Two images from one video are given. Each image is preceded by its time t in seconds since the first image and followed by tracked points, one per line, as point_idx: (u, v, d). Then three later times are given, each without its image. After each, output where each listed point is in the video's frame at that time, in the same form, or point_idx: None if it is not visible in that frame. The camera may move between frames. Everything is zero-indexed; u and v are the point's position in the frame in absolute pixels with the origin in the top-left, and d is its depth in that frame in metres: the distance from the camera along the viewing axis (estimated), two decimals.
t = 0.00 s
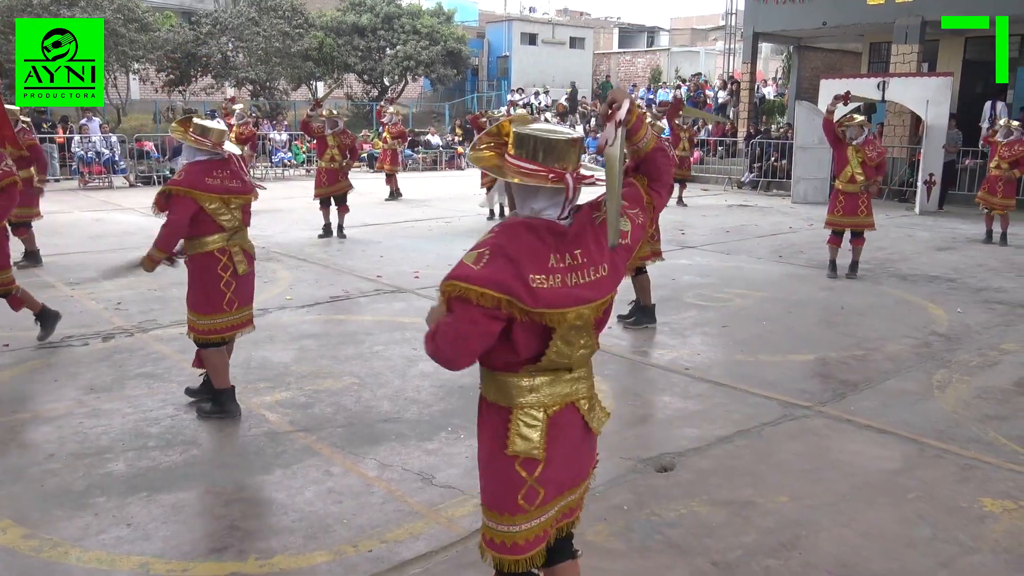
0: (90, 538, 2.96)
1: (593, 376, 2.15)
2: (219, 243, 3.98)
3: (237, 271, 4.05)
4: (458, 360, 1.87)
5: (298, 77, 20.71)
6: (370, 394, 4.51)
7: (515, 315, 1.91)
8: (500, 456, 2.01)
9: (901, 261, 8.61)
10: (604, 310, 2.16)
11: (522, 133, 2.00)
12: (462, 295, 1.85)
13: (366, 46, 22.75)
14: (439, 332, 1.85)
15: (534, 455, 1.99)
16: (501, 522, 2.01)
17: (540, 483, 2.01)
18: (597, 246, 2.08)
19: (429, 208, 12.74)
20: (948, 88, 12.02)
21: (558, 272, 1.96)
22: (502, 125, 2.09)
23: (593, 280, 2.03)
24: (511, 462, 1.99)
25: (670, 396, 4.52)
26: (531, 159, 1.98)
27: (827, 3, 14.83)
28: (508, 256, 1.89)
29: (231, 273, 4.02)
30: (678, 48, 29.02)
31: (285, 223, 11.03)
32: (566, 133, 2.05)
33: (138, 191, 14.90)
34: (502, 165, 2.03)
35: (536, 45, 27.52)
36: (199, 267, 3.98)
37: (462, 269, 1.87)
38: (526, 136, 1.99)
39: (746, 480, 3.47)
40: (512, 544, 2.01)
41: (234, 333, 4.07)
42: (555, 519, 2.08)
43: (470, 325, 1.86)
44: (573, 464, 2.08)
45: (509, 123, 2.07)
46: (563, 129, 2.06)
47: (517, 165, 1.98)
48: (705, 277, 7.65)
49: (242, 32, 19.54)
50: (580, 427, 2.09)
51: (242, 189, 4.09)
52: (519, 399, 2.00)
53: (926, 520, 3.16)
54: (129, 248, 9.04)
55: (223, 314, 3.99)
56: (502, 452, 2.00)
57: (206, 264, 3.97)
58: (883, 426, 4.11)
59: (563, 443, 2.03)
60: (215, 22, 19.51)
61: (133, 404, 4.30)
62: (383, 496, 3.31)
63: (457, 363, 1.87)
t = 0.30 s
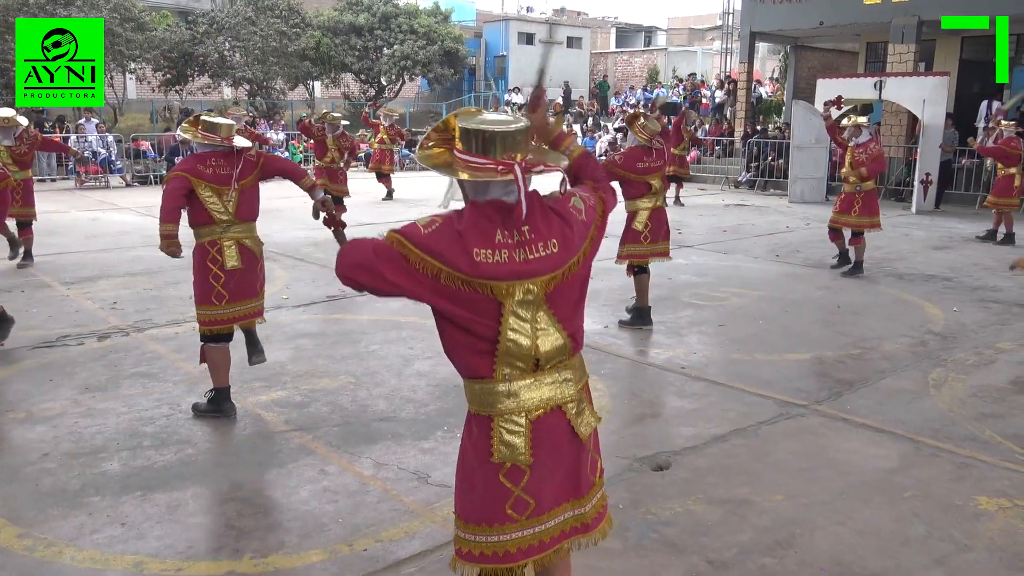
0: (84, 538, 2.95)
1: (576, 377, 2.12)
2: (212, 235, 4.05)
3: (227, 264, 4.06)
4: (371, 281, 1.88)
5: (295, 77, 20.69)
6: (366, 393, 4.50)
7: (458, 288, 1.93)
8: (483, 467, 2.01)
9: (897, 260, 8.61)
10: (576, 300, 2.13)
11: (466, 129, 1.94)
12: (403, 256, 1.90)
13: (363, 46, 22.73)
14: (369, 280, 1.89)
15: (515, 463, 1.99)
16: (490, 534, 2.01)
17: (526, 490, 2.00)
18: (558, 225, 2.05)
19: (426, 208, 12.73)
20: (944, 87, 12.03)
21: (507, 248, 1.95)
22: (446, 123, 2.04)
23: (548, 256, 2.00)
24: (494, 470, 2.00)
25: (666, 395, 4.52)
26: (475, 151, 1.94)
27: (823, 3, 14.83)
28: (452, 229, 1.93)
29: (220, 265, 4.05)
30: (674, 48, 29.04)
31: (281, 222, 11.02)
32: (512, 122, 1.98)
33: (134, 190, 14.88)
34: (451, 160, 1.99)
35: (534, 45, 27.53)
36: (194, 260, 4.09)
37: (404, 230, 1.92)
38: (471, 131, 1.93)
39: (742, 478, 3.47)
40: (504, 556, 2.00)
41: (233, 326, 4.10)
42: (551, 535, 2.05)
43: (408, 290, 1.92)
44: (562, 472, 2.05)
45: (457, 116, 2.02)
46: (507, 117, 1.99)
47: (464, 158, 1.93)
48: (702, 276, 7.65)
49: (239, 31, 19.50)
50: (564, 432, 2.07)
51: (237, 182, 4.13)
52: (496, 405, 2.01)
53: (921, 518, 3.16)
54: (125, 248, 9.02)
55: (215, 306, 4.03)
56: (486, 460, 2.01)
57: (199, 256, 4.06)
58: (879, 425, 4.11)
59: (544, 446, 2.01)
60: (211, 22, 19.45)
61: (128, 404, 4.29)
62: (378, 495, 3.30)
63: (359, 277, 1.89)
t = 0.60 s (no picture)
0: (80, 537, 2.95)
1: (576, 397, 2.12)
2: (247, 243, 4.09)
3: (265, 271, 4.11)
4: (377, 337, 2.02)
5: (293, 76, 20.68)
6: (363, 392, 4.51)
7: (454, 297, 1.96)
8: (486, 489, 1.95)
9: (894, 260, 8.62)
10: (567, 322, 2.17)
11: (426, 173, 2.06)
12: (402, 290, 2.00)
13: (361, 46, 22.73)
14: (371, 317, 2.02)
15: (519, 479, 1.94)
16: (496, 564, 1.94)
17: (529, 514, 1.94)
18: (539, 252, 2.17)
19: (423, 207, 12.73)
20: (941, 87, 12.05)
21: (495, 253, 2.04)
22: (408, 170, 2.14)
23: (530, 264, 2.09)
24: (497, 490, 1.94)
25: (663, 393, 4.54)
26: (438, 195, 2.04)
27: (821, 4, 14.86)
28: (442, 248, 2.03)
29: (258, 272, 4.09)
30: (672, 48, 29.06)
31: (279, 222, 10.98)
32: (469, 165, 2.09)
33: (132, 190, 14.86)
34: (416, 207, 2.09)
35: (531, 45, 27.53)
36: (228, 266, 4.10)
37: (404, 264, 2.02)
38: (430, 175, 2.05)
39: (737, 477, 3.48)
40: None
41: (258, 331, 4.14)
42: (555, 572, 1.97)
43: (407, 309, 1.99)
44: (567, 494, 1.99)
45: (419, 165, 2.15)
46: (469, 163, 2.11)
47: (427, 201, 2.03)
48: (699, 276, 7.66)
49: (236, 31, 19.46)
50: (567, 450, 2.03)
51: (271, 190, 4.21)
52: (495, 418, 1.98)
53: (916, 516, 3.17)
54: (123, 247, 9.01)
55: (246, 310, 4.07)
56: (489, 481, 1.95)
57: (235, 262, 4.08)
58: (874, 424, 4.12)
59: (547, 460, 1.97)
60: (209, 21, 19.42)
61: (124, 403, 4.29)
62: (375, 494, 3.31)
63: (371, 336, 2.02)
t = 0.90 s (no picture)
0: (76, 536, 2.95)
1: (558, 380, 2.15)
2: (279, 237, 4.18)
3: (295, 264, 4.20)
4: (353, 321, 2.11)
5: (290, 77, 20.66)
6: (360, 391, 4.51)
7: (425, 284, 2.03)
8: (478, 479, 1.99)
9: (891, 259, 8.63)
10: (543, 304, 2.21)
11: (404, 166, 2.12)
12: (375, 280, 2.08)
13: (358, 46, 22.72)
14: (350, 308, 2.11)
15: (507, 466, 1.98)
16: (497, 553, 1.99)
17: (523, 500, 1.99)
18: (510, 237, 2.22)
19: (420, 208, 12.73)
20: (937, 87, 12.06)
21: (463, 239, 2.10)
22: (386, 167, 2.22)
23: (500, 249, 2.14)
24: (488, 481, 1.98)
25: (660, 393, 4.55)
26: (414, 186, 2.10)
27: (817, 4, 14.89)
28: (412, 238, 2.10)
29: (290, 265, 4.19)
30: (669, 48, 29.08)
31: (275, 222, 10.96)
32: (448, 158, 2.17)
33: (128, 191, 14.84)
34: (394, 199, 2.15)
35: (529, 45, 27.52)
36: (260, 258, 4.17)
37: (376, 255, 2.10)
38: (409, 168, 2.12)
39: (733, 476, 3.49)
40: None
41: (287, 324, 4.23)
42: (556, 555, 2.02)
43: (382, 300, 2.07)
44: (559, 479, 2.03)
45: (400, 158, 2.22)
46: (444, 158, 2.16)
47: (403, 194, 2.09)
48: (696, 276, 7.68)
49: (233, 31, 19.43)
50: (551, 433, 2.07)
51: (299, 185, 4.32)
52: (476, 405, 2.02)
53: (911, 514, 3.18)
54: (120, 248, 9.00)
55: (280, 303, 4.16)
56: (478, 471, 1.99)
57: (265, 256, 4.16)
58: (870, 423, 4.13)
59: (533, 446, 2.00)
60: (206, 22, 19.40)
61: (121, 403, 4.29)
62: (371, 494, 3.31)
63: (351, 323, 2.11)
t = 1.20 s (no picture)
0: (70, 538, 2.95)
1: (540, 373, 2.13)
2: (300, 231, 4.16)
3: (321, 255, 4.16)
4: (342, 303, 2.15)
5: (287, 77, 20.65)
6: (356, 392, 4.51)
7: (407, 274, 2.05)
8: (447, 468, 2.02)
9: (887, 259, 8.64)
10: (531, 295, 2.18)
11: (400, 151, 2.11)
12: (360, 265, 2.11)
13: (355, 46, 22.70)
14: (338, 288, 2.15)
15: (475, 457, 1.99)
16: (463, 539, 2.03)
17: (491, 490, 2.00)
18: (501, 225, 2.20)
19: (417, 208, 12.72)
20: (934, 87, 12.07)
21: (448, 229, 2.09)
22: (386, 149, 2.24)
23: (488, 239, 2.12)
24: (456, 470, 2.01)
25: (657, 393, 4.55)
26: (407, 171, 2.10)
27: (814, 4, 14.91)
28: (400, 226, 2.11)
29: (316, 256, 4.15)
30: (666, 48, 29.11)
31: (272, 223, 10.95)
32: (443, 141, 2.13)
33: (125, 191, 14.83)
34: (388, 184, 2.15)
35: (526, 45, 27.52)
36: (287, 256, 4.16)
37: (365, 241, 2.13)
38: (404, 152, 2.10)
39: (729, 476, 3.49)
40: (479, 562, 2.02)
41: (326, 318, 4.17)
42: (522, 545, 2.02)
43: (367, 286, 2.10)
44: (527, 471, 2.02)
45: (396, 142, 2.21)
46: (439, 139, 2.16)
47: (396, 178, 2.10)
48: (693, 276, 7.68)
49: (230, 31, 19.40)
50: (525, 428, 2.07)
51: (311, 177, 4.30)
52: (449, 395, 2.04)
53: (907, 514, 3.18)
54: (116, 248, 8.99)
55: (312, 297, 4.12)
56: (448, 460, 2.02)
57: (291, 253, 4.15)
58: (867, 423, 4.13)
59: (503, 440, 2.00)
60: (203, 22, 19.38)
61: (117, 404, 4.28)
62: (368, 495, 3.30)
63: (340, 304, 2.16)
